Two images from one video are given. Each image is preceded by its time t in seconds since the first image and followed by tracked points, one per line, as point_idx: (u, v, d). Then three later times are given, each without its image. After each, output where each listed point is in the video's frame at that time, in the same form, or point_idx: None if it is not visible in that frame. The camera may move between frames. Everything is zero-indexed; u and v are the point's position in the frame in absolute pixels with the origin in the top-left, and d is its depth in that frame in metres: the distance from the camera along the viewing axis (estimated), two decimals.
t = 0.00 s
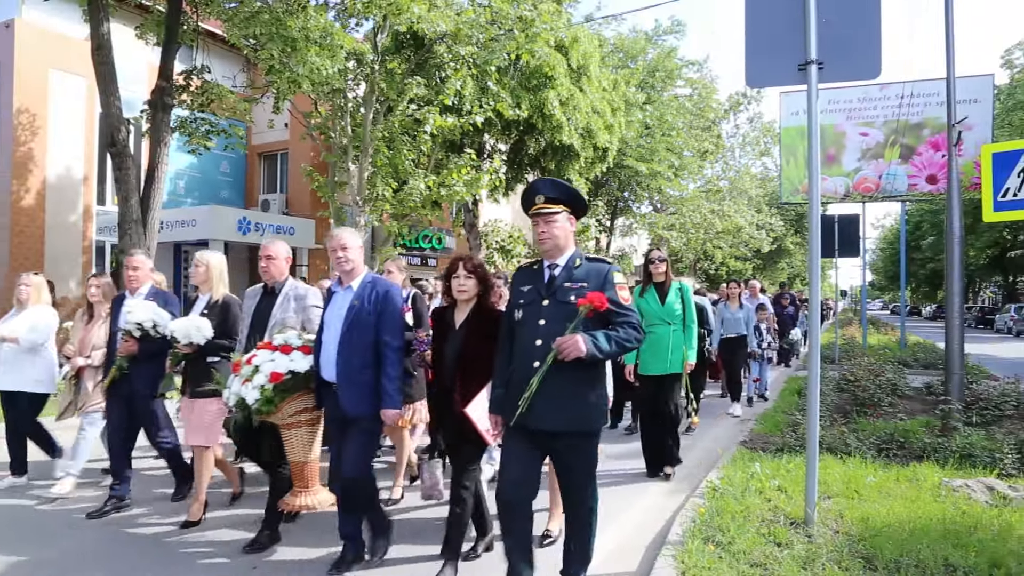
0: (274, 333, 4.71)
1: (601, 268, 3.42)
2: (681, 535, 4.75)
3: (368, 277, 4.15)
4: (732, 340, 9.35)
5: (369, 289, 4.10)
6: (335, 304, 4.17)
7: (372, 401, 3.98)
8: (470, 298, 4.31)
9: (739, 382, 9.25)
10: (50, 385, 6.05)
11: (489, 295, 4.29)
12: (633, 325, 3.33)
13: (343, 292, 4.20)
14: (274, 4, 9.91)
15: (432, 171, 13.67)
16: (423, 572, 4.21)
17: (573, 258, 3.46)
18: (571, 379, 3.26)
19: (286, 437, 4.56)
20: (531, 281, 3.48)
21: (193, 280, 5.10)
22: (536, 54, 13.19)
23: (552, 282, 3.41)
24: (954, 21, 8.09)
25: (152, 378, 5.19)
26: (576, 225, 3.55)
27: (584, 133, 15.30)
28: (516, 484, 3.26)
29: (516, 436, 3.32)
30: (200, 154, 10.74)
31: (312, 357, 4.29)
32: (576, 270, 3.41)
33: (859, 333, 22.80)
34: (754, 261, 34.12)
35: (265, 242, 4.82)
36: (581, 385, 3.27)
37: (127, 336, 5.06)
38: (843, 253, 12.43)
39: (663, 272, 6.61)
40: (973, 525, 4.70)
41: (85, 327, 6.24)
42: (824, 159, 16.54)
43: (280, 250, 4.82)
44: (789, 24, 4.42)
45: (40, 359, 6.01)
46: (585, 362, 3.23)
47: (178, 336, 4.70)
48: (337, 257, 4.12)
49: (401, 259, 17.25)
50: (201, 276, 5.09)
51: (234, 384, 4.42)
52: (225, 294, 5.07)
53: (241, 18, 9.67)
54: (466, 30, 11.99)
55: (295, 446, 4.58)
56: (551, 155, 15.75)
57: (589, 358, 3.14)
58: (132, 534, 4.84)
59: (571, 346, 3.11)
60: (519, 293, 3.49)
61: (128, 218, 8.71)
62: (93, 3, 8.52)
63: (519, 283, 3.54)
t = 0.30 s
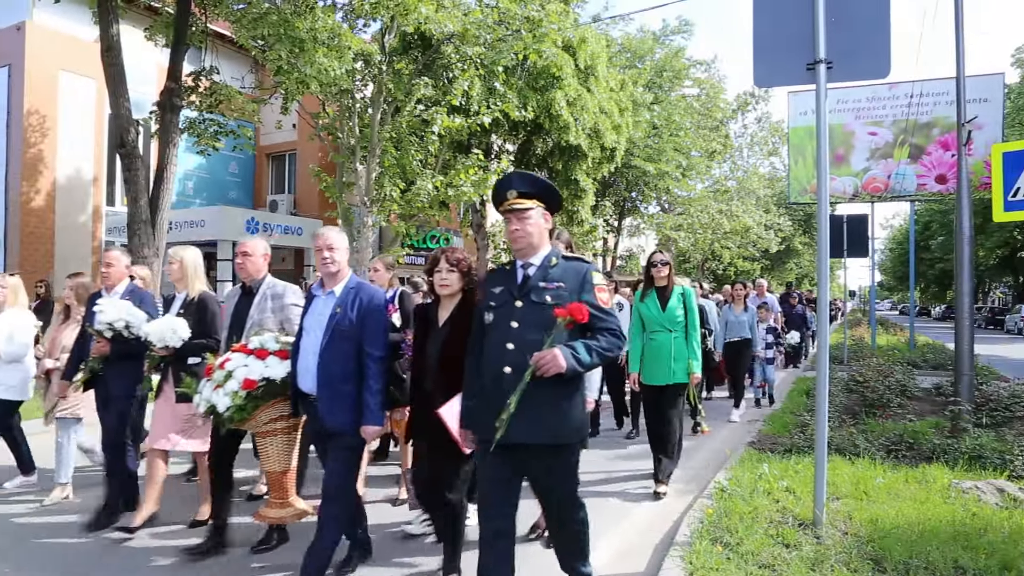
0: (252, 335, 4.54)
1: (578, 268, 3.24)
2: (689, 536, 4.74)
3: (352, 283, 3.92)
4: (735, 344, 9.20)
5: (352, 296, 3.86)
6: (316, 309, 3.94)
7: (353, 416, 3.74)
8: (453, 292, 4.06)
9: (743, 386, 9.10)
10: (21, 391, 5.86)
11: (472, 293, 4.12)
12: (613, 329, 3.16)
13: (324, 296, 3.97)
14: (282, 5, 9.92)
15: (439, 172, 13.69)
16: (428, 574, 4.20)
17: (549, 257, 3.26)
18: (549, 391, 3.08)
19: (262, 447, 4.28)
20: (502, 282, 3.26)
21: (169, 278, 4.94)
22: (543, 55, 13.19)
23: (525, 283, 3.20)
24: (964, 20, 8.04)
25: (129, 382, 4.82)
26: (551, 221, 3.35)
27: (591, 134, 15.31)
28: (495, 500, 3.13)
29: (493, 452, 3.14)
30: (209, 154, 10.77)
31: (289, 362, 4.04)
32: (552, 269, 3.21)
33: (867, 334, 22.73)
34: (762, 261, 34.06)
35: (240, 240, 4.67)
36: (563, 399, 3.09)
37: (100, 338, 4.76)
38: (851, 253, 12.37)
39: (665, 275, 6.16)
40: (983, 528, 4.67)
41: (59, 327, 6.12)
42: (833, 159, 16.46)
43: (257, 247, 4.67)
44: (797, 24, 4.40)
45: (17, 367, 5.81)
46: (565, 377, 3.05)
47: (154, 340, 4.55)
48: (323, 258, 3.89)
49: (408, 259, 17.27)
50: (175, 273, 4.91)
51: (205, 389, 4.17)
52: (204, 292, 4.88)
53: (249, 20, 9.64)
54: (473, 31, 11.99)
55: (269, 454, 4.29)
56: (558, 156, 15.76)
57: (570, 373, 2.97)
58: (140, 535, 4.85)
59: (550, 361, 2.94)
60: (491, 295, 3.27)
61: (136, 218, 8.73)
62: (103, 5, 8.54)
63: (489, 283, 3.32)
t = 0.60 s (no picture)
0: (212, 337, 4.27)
1: (557, 262, 3.04)
2: (694, 536, 4.74)
3: (331, 278, 3.80)
4: (740, 341, 9.18)
5: (331, 292, 3.74)
6: (291, 303, 3.77)
7: (326, 421, 3.61)
8: (423, 296, 3.92)
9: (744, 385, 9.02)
10: None
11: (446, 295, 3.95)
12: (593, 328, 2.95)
13: (301, 291, 3.81)
14: (289, 5, 9.91)
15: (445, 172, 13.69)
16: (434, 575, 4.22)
17: (525, 250, 3.06)
18: (521, 394, 2.84)
19: (232, 453, 4.17)
20: (474, 274, 3.05)
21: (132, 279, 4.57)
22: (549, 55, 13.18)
23: (500, 277, 2.99)
24: (972, 21, 8.02)
25: (89, 388, 4.67)
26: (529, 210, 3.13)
27: (597, 134, 15.31)
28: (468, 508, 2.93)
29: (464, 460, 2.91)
30: (216, 154, 10.81)
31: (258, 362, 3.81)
32: (529, 262, 3.01)
33: (873, 334, 22.68)
34: (768, 261, 34.03)
35: (198, 240, 4.34)
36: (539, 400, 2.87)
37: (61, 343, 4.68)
38: (858, 254, 12.35)
39: (666, 269, 5.99)
40: (990, 529, 4.66)
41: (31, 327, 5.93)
42: (839, 159, 16.42)
43: (215, 246, 4.34)
44: (803, 24, 4.39)
45: None
46: (542, 378, 2.83)
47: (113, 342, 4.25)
48: (304, 249, 3.79)
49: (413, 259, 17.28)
50: (139, 274, 4.55)
51: (165, 394, 4.01)
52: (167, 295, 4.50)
53: (256, 19, 9.60)
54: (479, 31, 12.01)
55: (239, 467, 4.20)
56: (564, 156, 15.76)
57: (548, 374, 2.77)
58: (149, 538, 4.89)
59: (529, 359, 2.73)
60: (462, 288, 3.04)
61: (143, 218, 8.74)
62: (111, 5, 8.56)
63: (459, 276, 3.09)
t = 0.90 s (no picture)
0: (169, 335, 4.04)
1: (535, 272, 2.77)
2: (694, 536, 4.75)
3: (293, 277, 3.55)
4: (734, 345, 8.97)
5: (292, 291, 3.50)
6: (252, 303, 3.52)
7: (286, 428, 3.41)
8: (381, 290, 3.75)
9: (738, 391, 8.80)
10: None
11: (404, 289, 3.78)
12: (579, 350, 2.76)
13: (262, 290, 3.56)
14: (289, 4, 9.89)
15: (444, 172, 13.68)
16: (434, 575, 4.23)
17: (501, 256, 2.78)
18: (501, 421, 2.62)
19: (186, 464, 3.78)
20: (443, 283, 2.77)
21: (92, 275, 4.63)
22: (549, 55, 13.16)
23: (473, 286, 2.70)
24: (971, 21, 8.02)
25: (52, 388, 4.58)
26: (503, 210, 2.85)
27: (597, 134, 15.32)
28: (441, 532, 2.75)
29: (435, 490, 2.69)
30: (216, 154, 10.81)
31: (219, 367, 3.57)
32: (506, 271, 2.74)
33: (872, 335, 22.71)
34: (768, 261, 34.05)
35: (153, 232, 4.19)
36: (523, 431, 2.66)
37: (19, 340, 4.49)
38: (857, 254, 12.35)
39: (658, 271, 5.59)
40: (989, 529, 4.65)
41: None
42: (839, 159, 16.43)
43: (171, 240, 4.16)
44: (802, 25, 4.39)
45: None
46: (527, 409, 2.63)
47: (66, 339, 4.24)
48: (259, 248, 3.54)
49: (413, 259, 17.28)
50: (99, 270, 4.61)
51: (118, 395, 3.69)
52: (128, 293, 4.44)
53: (255, 19, 9.56)
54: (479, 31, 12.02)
55: (191, 476, 3.80)
56: (563, 156, 15.78)
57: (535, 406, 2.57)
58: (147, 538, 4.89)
59: (517, 391, 2.52)
60: (432, 298, 2.76)
61: (143, 218, 8.74)
62: (111, 5, 8.56)
63: (427, 283, 2.81)
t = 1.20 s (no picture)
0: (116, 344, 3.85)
1: (505, 255, 2.52)
2: (691, 536, 4.76)
3: (233, 275, 3.48)
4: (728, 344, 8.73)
5: (234, 290, 3.42)
6: (190, 304, 3.41)
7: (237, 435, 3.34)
8: (339, 292, 3.75)
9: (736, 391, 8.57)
10: None
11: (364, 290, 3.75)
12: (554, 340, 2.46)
13: (201, 290, 3.46)
14: (286, 4, 9.88)
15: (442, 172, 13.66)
16: None
17: (467, 241, 2.55)
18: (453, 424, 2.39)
19: (128, 482, 3.76)
20: (405, 274, 2.57)
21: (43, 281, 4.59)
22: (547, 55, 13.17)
23: (435, 275, 2.49)
24: (967, 21, 8.04)
25: None
26: (471, 189, 2.62)
27: (595, 134, 15.31)
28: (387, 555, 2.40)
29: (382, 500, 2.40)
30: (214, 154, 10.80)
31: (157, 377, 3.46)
32: (470, 257, 2.51)
33: (871, 335, 22.72)
34: (766, 261, 34.07)
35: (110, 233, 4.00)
36: (480, 435, 2.39)
37: None
38: (854, 254, 12.37)
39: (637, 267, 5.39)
40: (986, 529, 4.66)
41: None
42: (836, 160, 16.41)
43: (127, 241, 3.98)
44: (800, 25, 4.40)
45: None
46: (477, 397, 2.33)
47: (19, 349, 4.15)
48: (194, 244, 3.48)
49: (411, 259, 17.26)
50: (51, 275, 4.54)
51: (50, 413, 3.60)
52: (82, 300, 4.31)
53: (252, 19, 9.54)
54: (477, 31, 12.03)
55: (136, 494, 3.79)
56: (561, 156, 15.78)
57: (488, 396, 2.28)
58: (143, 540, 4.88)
59: (460, 372, 2.23)
60: (392, 290, 2.56)
61: (140, 219, 8.73)
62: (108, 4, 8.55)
63: (391, 274, 2.62)
